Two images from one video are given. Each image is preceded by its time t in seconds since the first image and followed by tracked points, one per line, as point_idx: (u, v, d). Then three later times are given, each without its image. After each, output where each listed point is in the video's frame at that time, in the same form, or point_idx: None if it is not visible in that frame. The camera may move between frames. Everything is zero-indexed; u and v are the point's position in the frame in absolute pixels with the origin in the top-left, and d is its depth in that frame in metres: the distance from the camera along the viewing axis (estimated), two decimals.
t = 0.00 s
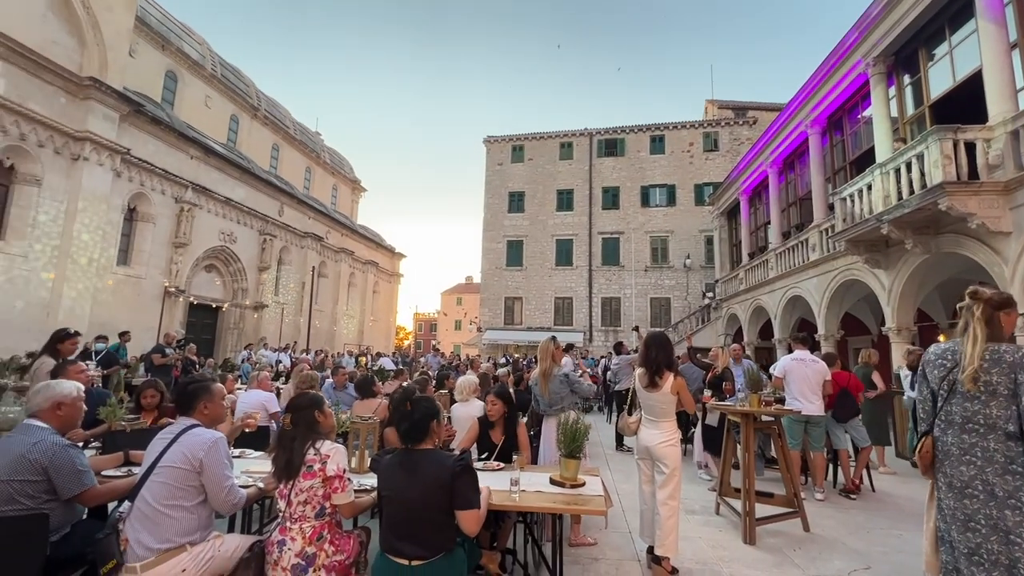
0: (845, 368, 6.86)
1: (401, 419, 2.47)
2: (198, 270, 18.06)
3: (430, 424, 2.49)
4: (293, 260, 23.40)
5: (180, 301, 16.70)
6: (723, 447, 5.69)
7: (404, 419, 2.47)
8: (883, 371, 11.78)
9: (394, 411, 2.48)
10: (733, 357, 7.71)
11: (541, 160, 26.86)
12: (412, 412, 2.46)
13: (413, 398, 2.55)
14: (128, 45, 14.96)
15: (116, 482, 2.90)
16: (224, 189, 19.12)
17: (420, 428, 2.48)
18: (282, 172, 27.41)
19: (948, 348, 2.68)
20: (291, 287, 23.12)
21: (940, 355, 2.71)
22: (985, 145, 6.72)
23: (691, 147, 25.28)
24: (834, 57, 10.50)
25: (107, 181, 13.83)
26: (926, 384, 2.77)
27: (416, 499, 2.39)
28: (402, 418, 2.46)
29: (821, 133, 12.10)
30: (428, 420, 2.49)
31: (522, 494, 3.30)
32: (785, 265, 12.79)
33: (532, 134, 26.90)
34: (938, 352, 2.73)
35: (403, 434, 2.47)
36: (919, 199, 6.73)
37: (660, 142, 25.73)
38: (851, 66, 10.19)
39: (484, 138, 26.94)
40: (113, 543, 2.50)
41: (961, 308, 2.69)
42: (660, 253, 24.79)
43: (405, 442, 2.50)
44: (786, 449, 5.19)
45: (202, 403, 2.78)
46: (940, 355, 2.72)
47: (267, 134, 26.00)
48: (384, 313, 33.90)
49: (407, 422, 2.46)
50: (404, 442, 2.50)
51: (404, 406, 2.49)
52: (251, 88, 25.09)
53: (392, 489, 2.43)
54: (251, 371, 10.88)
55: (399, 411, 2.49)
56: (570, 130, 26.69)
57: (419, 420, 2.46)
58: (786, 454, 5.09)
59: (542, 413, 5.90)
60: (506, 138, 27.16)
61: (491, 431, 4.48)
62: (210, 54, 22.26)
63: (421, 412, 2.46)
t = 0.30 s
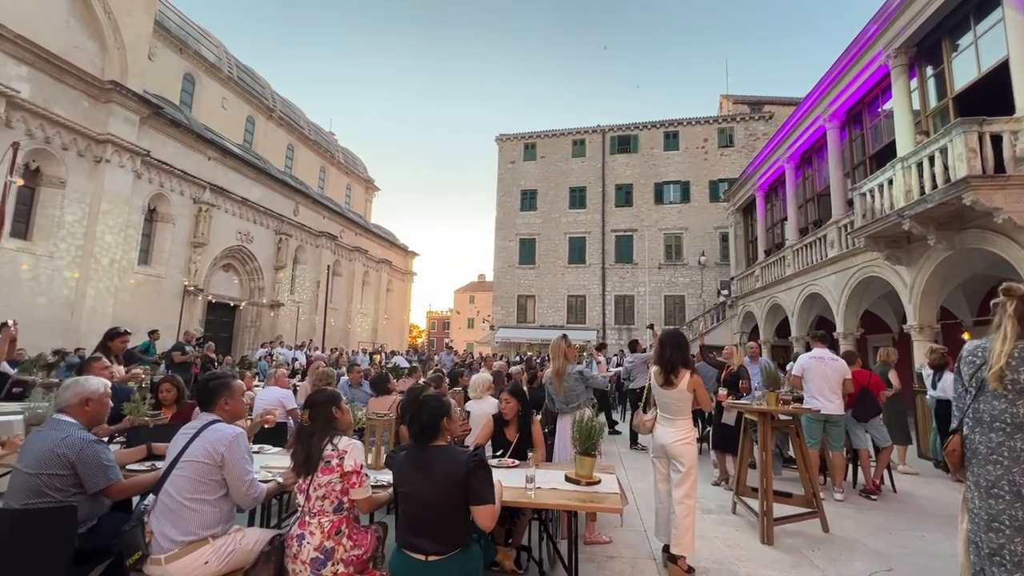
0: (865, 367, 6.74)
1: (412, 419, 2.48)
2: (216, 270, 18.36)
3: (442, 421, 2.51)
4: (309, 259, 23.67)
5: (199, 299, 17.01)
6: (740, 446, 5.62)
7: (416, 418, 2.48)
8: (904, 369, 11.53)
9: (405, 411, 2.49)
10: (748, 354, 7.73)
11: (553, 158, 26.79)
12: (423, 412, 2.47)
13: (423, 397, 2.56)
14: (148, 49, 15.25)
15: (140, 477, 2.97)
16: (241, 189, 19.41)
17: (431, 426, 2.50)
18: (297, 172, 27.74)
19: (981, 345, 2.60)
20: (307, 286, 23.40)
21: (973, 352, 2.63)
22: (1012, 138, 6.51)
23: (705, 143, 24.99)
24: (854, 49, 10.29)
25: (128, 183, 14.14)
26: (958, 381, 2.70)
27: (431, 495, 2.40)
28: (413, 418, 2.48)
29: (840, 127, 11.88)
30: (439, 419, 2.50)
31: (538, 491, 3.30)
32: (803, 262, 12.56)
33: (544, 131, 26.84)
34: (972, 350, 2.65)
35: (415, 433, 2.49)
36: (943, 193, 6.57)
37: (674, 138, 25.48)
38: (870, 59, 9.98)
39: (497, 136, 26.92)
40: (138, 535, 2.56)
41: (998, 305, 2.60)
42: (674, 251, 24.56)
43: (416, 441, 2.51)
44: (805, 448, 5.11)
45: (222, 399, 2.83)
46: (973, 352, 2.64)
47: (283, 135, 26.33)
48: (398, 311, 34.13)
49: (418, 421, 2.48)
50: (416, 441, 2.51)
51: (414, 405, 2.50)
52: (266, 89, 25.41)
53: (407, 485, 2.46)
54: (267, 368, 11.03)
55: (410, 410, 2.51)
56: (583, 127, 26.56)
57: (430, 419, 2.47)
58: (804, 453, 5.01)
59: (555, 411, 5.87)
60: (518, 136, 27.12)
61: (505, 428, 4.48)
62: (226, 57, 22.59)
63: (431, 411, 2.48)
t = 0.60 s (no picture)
0: (885, 365, 6.60)
1: (425, 416, 2.50)
2: (233, 269, 18.64)
3: (456, 419, 2.52)
4: (324, 258, 23.94)
5: (218, 298, 17.32)
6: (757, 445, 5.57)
7: (428, 415, 2.50)
8: (926, 367, 11.29)
9: (418, 408, 2.51)
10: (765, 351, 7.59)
11: (566, 155, 26.68)
12: (434, 410, 2.48)
13: (435, 394, 2.57)
14: (166, 52, 15.51)
15: (164, 471, 3.04)
16: (257, 190, 19.68)
17: (443, 424, 2.51)
18: (312, 172, 28.04)
19: None
20: (321, 284, 23.67)
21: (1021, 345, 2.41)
22: None
23: (720, 138, 24.67)
24: (874, 41, 10.06)
25: (148, 184, 14.41)
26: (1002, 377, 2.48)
27: (446, 491, 2.42)
28: (426, 415, 2.50)
29: (859, 120, 11.64)
30: (451, 416, 2.51)
31: (553, 488, 3.31)
32: (820, 258, 12.35)
33: (557, 128, 26.73)
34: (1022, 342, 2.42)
35: (428, 430, 2.51)
36: (968, 187, 6.40)
37: (688, 133, 25.19)
38: (891, 49, 9.75)
39: (509, 134, 26.89)
40: (164, 529, 2.62)
41: None
42: (689, 247, 24.32)
43: (430, 438, 2.53)
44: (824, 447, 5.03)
45: (242, 396, 2.88)
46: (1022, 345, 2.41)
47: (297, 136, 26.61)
48: (411, 309, 34.38)
49: (431, 419, 2.49)
50: (429, 438, 2.53)
51: (426, 402, 2.52)
52: (281, 90, 25.70)
53: (423, 481, 2.47)
54: (283, 366, 11.18)
55: (422, 408, 2.53)
56: (595, 124, 26.39)
57: (442, 416, 2.48)
58: (822, 452, 4.94)
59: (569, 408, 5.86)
60: (531, 133, 27.05)
61: (520, 426, 4.49)
62: (242, 58, 22.89)
63: (443, 408, 2.49)
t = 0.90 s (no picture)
0: (907, 361, 6.47)
1: (439, 414, 2.51)
2: (250, 268, 18.93)
3: (470, 415, 2.53)
4: (338, 256, 24.18)
5: (235, 296, 17.60)
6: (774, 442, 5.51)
7: (443, 413, 2.51)
8: (949, 364, 11.05)
9: (431, 406, 2.52)
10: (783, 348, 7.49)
11: (578, 151, 26.54)
12: (448, 407, 2.48)
13: (449, 392, 2.58)
14: (183, 54, 15.75)
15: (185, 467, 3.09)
16: (273, 189, 19.92)
17: (458, 420, 2.52)
18: (326, 171, 28.30)
19: None
20: (336, 283, 23.91)
21: None
22: None
23: (735, 132, 24.34)
24: (894, 30, 9.83)
25: (167, 185, 14.69)
26: None
27: (462, 487, 2.44)
28: (440, 413, 2.50)
29: (878, 112, 11.39)
30: (465, 413, 2.52)
31: (568, 485, 3.31)
32: (839, 253, 12.13)
33: (569, 124, 26.60)
34: None
35: (442, 427, 2.52)
36: (992, 179, 6.23)
37: (702, 128, 24.90)
38: (912, 39, 9.52)
39: (520, 131, 26.84)
40: (187, 521, 2.69)
41: None
42: (703, 243, 24.07)
43: (444, 435, 2.53)
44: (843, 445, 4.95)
45: (261, 392, 2.93)
46: None
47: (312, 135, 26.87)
48: (424, 307, 34.57)
49: (445, 416, 2.50)
50: (444, 435, 2.53)
51: (441, 399, 2.52)
52: (295, 90, 25.96)
53: (438, 477, 2.49)
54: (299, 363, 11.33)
55: (437, 405, 2.53)
56: (608, 119, 26.20)
57: (457, 413, 2.49)
58: (841, 450, 4.87)
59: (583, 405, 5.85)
60: (542, 130, 26.97)
61: (535, 424, 4.52)
62: (256, 59, 23.16)
63: (457, 406, 2.49)
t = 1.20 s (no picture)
0: (929, 358, 6.33)
1: (454, 412, 2.51)
2: (266, 267, 19.19)
3: (485, 414, 2.53)
4: (351, 254, 24.40)
5: (252, 295, 17.87)
6: (792, 440, 5.43)
7: (457, 410, 2.51)
8: (972, 361, 10.80)
9: (446, 404, 2.52)
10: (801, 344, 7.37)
11: (590, 147, 26.38)
12: (463, 405, 2.49)
13: (464, 390, 2.58)
14: (199, 57, 15.98)
15: (206, 462, 3.15)
16: (288, 189, 20.15)
17: (473, 418, 2.52)
18: (339, 170, 28.55)
19: None
20: (350, 281, 24.13)
21: None
22: None
23: (750, 126, 23.99)
24: (915, 19, 9.59)
25: (185, 185, 14.94)
26: None
27: (477, 484, 2.44)
28: (455, 410, 2.51)
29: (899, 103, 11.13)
30: (480, 411, 2.52)
31: (583, 482, 3.30)
32: (857, 248, 11.89)
33: (580, 121, 26.44)
34: None
35: (458, 425, 2.52)
36: (1018, 172, 6.06)
37: (716, 122, 24.59)
38: (934, 28, 9.29)
39: (532, 127, 26.77)
40: (208, 516, 2.74)
41: None
42: (717, 239, 23.80)
43: (460, 432, 2.54)
44: (863, 444, 4.87)
45: (279, 389, 2.96)
46: None
47: (325, 135, 27.11)
48: (437, 304, 34.73)
49: (460, 414, 2.50)
50: (460, 433, 2.54)
51: (455, 397, 2.52)
52: (308, 91, 26.21)
53: (454, 473, 2.50)
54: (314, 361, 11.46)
55: (451, 403, 2.53)
56: (620, 115, 25.98)
57: (472, 411, 2.49)
58: (861, 449, 4.78)
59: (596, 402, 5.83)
60: (554, 126, 26.87)
61: (549, 422, 4.52)
62: (270, 60, 23.41)
63: (472, 404, 2.49)
